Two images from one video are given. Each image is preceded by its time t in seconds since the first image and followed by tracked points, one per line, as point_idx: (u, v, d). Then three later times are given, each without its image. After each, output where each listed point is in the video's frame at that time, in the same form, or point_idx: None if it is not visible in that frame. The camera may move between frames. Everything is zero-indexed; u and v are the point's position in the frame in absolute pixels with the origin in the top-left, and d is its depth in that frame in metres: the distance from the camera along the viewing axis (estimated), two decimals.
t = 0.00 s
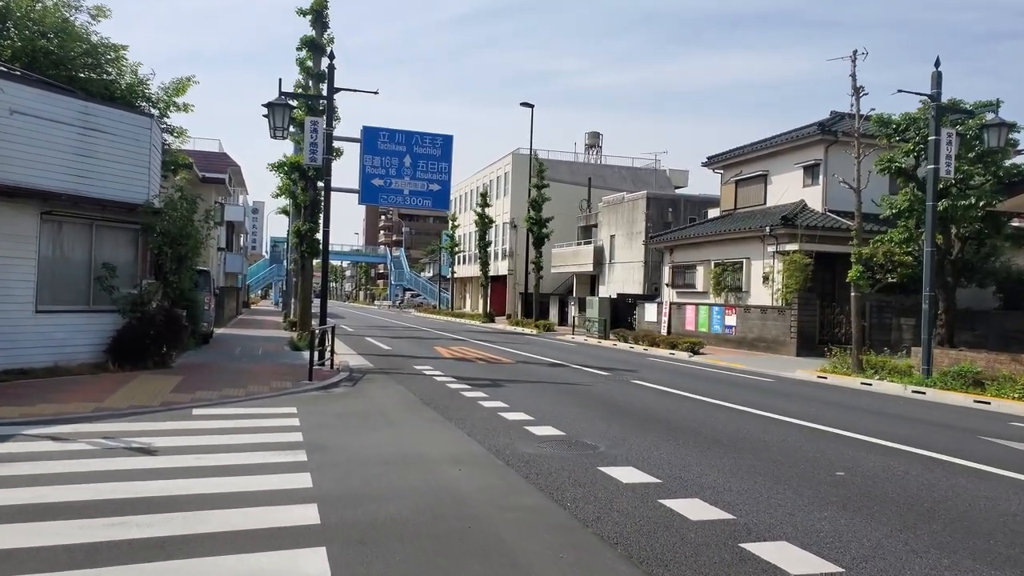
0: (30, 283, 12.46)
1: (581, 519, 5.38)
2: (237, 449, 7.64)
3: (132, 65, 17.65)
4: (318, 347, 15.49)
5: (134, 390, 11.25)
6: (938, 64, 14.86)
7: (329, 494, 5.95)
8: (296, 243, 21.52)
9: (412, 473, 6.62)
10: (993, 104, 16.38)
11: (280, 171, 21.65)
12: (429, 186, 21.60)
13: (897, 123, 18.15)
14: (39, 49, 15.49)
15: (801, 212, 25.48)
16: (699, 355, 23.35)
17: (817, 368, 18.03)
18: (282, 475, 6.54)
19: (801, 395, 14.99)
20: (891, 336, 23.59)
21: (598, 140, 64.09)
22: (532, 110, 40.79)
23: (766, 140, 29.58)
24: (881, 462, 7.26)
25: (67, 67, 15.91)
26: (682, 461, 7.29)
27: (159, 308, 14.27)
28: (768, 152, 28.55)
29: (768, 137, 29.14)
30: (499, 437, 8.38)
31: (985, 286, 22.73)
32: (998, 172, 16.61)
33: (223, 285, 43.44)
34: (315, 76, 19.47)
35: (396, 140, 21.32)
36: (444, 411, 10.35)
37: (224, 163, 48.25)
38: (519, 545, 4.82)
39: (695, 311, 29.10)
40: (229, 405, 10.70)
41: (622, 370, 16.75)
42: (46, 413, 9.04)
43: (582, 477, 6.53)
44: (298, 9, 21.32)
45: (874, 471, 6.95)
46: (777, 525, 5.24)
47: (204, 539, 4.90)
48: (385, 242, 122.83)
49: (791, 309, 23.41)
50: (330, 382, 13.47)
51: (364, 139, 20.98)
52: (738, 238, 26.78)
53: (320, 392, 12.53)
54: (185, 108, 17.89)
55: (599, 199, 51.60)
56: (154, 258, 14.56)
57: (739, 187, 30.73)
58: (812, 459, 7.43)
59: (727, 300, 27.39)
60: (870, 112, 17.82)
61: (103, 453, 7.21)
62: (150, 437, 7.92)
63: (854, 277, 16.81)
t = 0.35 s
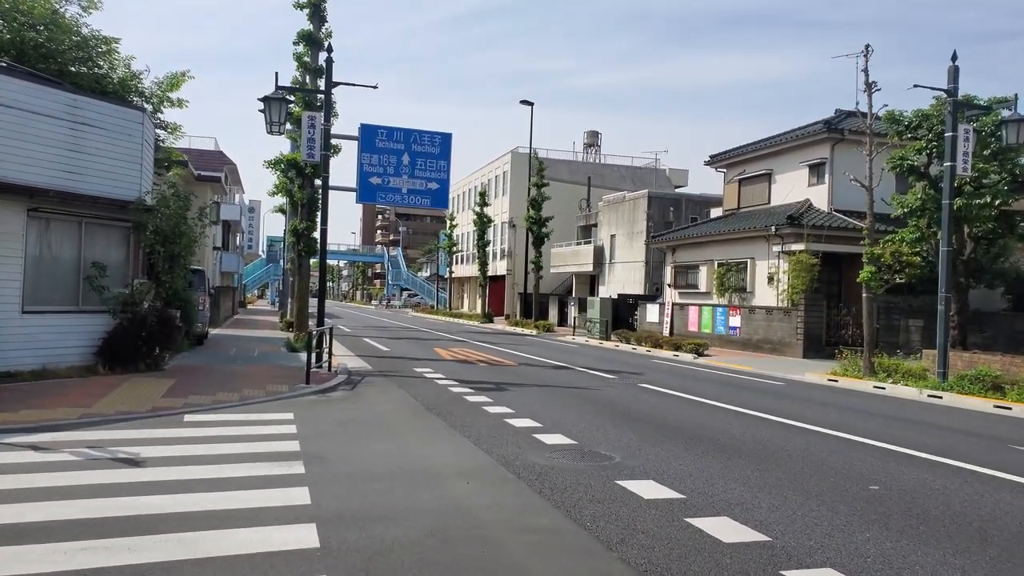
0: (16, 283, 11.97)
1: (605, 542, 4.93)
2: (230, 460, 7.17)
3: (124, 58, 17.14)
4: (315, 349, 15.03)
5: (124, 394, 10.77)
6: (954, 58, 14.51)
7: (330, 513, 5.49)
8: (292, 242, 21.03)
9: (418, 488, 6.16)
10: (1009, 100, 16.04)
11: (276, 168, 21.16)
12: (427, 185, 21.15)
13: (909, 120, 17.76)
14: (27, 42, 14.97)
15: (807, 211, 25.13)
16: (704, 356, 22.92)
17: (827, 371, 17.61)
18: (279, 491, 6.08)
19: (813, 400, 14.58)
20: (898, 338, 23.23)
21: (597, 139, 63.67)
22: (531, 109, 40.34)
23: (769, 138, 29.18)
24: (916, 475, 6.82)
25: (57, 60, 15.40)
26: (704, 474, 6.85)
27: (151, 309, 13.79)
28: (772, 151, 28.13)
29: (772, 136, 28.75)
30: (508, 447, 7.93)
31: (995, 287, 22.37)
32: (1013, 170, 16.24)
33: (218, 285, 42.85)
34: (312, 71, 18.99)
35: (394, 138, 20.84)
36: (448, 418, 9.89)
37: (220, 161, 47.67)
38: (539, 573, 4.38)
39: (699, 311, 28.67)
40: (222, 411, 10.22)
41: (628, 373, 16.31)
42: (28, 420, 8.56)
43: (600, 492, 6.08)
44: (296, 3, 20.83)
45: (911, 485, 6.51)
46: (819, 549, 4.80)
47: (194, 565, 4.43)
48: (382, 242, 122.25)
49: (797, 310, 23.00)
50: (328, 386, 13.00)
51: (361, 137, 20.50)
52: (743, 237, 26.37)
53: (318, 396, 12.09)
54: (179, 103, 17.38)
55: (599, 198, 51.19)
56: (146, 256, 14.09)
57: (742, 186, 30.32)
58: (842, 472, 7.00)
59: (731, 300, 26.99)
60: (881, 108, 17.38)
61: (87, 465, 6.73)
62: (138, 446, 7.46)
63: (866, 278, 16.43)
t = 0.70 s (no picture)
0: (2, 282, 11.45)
1: (636, 568, 4.47)
2: (225, 472, 6.67)
3: (116, 50, 16.61)
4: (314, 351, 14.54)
5: (114, 399, 10.26)
6: (974, 51, 14.11)
7: (333, 534, 5.00)
8: (290, 240, 20.53)
9: (428, 505, 5.68)
10: None
11: (273, 165, 20.66)
12: (426, 184, 20.68)
13: (923, 116, 17.34)
14: (16, 33, 14.43)
15: (814, 209, 24.73)
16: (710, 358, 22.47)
17: (839, 373, 17.16)
18: (278, 508, 5.58)
19: (828, 404, 14.15)
20: (907, 339, 22.81)
21: (596, 138, 63.26)
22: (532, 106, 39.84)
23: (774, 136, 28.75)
24: (960, 489, 6.36)
25: (47, 52, 14.85)
26: (732, 487, 6.38)
27: (143, 309, 13.29)
28: (778, 149, 27.69)
29: (776, 133, 28.32)
30: (520, 457, 7.45)
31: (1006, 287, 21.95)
32: None
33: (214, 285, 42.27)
34: (310, 64, 18.51)
35: (393, 136, 20.33)
36: (455, 424, 9.41)
37: (216, 159, 47.08)
38: None
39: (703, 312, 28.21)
40: (217, 417, 9.73)
41: (637, 376, 15.84)
42: (9, 429, 8.04)
43: (624, 509, 5.62)
44: None
45: (957, 500, 6.06)
46: None
47: None
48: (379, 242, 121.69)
49: (805, 310, 22.55)
50: (328, 390, 12.49)
51: (359, 134, 19.98)
52: (749, 236, 25.93)
53: (317, 400, 11.62)
54: (173, 97, 16.85)
55: (599, 198, 50.74)
56: (139, 256, 13.58)
57: (747, 184, 29.91)
58: (879, 485, 6.55)
59: (736, 300, 26.58)
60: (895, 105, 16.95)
61: (70, 479, 6.22)
62: (126, 457, 6.98)
63: (880, 277, 16.00)
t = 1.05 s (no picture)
0: None
1: None
2: (215, 483, 6.17)
3: (105, 40, 16.12)
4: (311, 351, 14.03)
5: (100, 402, 9.75)
6: (993, 42, 13.69)
7: (333, 556, 4.52)
8: (286, 238, 20.01)
9: (435, 522, 5.20)
10: None
11: (269, 160, 20.14)
12: (425, 181, 20.18)
13: (936, 111, 16.92)
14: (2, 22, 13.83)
15: (820, 207, 24.31)
16: (715, 358, 22.01)
17: (850, 374, 16.69)
18: (272, 525, 5.08)
19: (841, 406, 13.68)
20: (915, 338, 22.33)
21: (594, 136, 62.78)
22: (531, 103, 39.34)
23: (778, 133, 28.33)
24: (1009, 502, 5.90)
25: (34, 42, 14.26)
26: (763, 500, 5.91)
27: (132, 308, 12.77)
28: (782, 146, 27.24)
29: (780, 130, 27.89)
30: (531, 465, 6.98)
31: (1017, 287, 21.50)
32: None
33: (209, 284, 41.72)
34: (307, 56, 18.01)
35: (391, 132, 19.84)
36: (460, 428, 8.92)
37: (212, 156, 46.51)
38: None
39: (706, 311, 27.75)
40: (208, 422, 9.23)
41: (643, 377, 15.37)
42: None
43: (651, 526, 5.15)
44: None
45: (1008, 514, 5.60)
46: None
47: None
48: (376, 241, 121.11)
49: (812, 310, 22.09)
50: (325, 392, 11.99)
51: (356, 130, 19.47)
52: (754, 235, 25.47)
53: (314, 403, 11.12)
54: (164, 88, 16.36)
55: (598, 196, 50.26)
56: (128, 253, 13.06)
57: (750, 182, 29.48)
58: (919, 498, 6.08)
59: (740, 300, 26.18)
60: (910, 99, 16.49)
61: (45, 492, 5.71)
62: (107, 466, 6.47)
63: (893, 275, 15.54)
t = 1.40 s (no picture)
0: None
1: None
2: (207, 502, 5.68)
3: (94, 32, 15.59)
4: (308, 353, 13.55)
5: (86, 411, 9.24)
6: (1013, 34, 13.27)
7: None
8: (282, 237, 19.50)
9: (448, 548, 4.73)
10: None
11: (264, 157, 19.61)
12: (423, 179, 19.69)
13: (950, 106, 16.49)
14: None
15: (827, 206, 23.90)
16: (722, 360, 21.56)
17: (862, 376, 16.26)
18: (270, 553, 4.60)
19: (855, 410, 13.25)
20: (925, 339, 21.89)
21: (592, 135, 62.32)
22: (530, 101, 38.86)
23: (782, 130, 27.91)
24: None
25: (21, 33, 13.70)
26: (801, 520, 5.46)
27: (122, 310, 12.26)
28: (787, 143, 26.82)
29: (785, 128, 27.46)
30: (547, 480, 6.51)
31: None
32: None
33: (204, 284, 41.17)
34: (304, 50, 17.51)
35: (389, 130, 19.35)
36: (467, 438, 8.44)
37: (206, 155, 45.94)
38: None
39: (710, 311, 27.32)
40: (201, 431, 8.73)
41: (651, 380, 14.91)
42: None
43: (685, 552, 4.69)
44: None
45: None
46: None
47: None
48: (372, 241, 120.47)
49: (819, 310, 21.65)
50: (324, 398, 11.50)
51: (353, 129, 19.03)
52: (758, 234, 25.05)
53: (312, 410, 10.62)
54: (155, 83, 15.90)
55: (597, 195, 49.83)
56: (119, 253, 12.60)
57: (753, 181, 29.08)
58: (964, 520, 5.64)
59: (745, 300, 25.81)
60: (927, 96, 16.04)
61: (20, 515, 5.22)
62: (88, 484, 5.97)
63: (907, 275, 15.10)
